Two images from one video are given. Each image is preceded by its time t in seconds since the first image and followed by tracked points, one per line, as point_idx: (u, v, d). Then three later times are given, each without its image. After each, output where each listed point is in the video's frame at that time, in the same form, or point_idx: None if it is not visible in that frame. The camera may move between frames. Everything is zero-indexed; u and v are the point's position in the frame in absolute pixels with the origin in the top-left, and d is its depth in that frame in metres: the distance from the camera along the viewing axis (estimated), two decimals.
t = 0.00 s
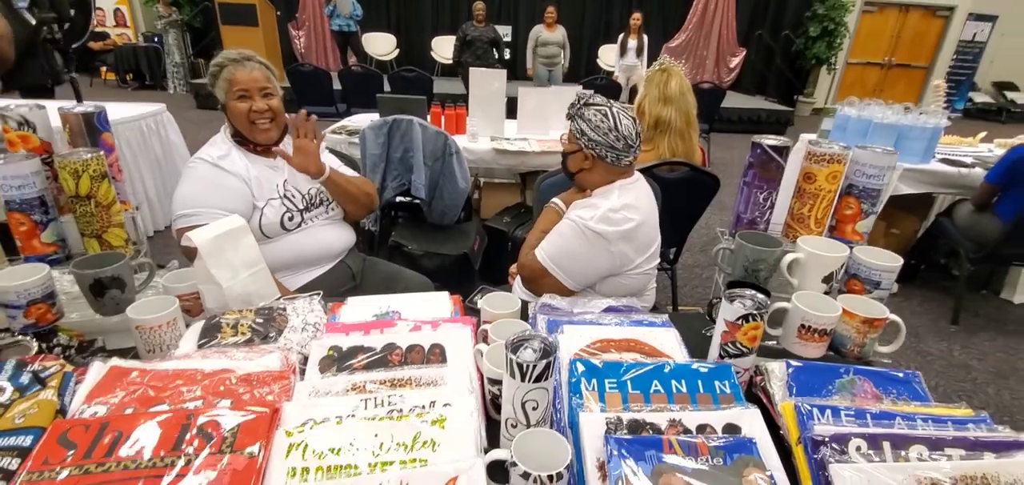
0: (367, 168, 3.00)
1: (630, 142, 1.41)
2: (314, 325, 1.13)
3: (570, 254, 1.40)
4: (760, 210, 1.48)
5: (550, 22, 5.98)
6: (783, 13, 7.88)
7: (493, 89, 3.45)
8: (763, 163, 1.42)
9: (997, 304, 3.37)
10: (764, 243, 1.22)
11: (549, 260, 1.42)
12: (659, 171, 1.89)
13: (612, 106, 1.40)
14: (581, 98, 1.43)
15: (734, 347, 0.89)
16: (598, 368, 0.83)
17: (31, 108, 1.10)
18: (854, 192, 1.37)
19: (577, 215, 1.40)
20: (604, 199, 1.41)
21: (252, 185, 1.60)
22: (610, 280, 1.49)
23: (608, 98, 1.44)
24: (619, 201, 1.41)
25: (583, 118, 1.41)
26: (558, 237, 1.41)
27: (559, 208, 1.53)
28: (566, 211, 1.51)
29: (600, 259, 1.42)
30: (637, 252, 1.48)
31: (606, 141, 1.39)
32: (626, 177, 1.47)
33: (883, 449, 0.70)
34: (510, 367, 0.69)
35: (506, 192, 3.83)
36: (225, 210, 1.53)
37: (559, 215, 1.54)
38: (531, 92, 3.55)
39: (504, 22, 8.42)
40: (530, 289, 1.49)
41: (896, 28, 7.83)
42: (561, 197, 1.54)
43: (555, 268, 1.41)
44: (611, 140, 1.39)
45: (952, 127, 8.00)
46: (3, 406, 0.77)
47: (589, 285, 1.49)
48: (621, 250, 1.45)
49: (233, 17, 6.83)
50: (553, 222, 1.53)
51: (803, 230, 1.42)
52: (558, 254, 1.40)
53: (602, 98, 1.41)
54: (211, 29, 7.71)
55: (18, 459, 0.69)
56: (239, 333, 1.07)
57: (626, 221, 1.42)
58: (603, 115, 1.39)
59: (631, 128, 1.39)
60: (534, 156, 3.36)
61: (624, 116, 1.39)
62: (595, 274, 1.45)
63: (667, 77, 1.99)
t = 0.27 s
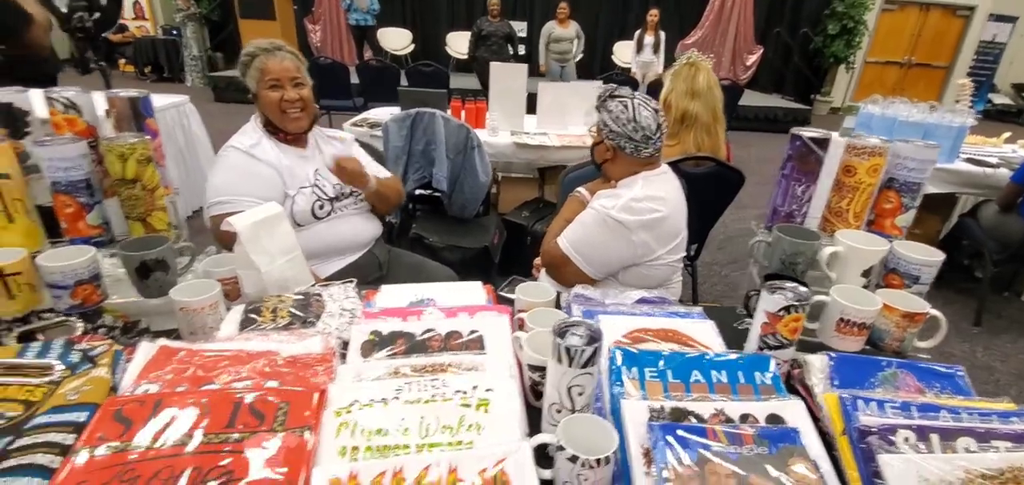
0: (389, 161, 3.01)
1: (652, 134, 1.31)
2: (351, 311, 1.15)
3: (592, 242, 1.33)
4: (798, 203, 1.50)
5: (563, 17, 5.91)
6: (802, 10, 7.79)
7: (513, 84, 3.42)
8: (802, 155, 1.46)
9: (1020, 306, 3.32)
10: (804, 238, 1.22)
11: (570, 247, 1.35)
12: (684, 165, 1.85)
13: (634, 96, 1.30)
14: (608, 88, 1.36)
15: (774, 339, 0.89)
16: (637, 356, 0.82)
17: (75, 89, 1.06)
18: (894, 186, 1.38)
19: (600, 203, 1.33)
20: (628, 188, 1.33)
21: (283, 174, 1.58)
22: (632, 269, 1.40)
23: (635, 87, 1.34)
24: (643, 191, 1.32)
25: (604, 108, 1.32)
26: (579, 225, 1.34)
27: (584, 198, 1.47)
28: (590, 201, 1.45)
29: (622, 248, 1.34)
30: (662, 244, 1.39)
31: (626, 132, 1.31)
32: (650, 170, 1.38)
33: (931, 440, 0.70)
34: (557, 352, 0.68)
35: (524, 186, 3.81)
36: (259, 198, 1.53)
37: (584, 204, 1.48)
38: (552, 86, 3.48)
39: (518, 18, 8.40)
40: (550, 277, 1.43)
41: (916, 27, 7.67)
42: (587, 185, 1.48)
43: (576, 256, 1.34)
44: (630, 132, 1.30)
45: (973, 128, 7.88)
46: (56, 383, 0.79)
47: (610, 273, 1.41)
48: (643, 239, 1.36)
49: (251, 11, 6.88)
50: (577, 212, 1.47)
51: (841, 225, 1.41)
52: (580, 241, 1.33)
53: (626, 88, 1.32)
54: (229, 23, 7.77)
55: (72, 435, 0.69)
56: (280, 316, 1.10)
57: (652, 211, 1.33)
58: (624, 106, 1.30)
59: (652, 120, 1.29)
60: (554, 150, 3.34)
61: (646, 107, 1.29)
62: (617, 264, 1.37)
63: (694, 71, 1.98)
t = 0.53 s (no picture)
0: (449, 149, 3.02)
1: (727, 119, 1.23)
2: (430, 293, 1.17)
3: (663, 230, 1.27)
4: (896, 189, 1.42)
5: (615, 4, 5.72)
6: None
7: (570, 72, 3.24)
8: (904, 137, 1.38)
9: None
10: (901, 224, 1.18)
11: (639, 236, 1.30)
12: (756, 151, 1.78)
13: (709, 79, 1.23)
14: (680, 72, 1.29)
15: (873, 330, 0.87)
16: (725, 345, 0.79)
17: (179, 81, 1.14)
18: (1008, 170, 1.23)
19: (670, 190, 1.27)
20: (700, 173, 1.26)
21: (357, 162, 1.61)
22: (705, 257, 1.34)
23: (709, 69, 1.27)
24: (717, 175, 1.25)
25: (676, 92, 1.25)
26: (648, 212, 1.28)
27: (650, 182, 1.40)
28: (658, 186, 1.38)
29: (695, 236, 1.28)
30: (736, 230, 1.31)
31: (699, 117, 1.23)
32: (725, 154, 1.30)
33: None
34: (650, 335, 0.67)
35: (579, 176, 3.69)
36: (336, 185, 1.56)
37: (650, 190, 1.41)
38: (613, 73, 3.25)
39: (570, 6, 8.27)
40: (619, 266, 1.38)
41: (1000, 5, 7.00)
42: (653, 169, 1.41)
43: (646, 245, 1.29)
44: (704, 117, 1.23)
45: None
46: (173, 352, 0.85)
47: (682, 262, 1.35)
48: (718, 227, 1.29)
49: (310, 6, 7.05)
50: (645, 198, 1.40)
51: (944, 212, 1.28)
52: (650, 230, 1.28)
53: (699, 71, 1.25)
54: (288, 18, 7.98)
55: (193, 399, 0.75)
56: (364, 296, 1.14)
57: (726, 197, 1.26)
58: (697, 90, 1.23)
59: (729, 104, 1.21)
60: (614, 139, 3.16)
61: (721, 91, 1.21)
62: (689, 252, 1.31)
63: (768, 53, 1.91)
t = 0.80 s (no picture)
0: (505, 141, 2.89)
1: (816, 102, 1.19)
2: (505, 282, 1.17)
3: (746, 221, 1.27)
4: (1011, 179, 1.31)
5: None
6: None
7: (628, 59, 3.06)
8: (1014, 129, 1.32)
9: None
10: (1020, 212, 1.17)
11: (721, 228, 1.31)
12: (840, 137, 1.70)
13: (796, 60, 1.19)
14: (761, 54, 1.25)
15: (996, 327, 0.81)
16: (830, 341, 0.77)
17: (268, 75, 1.18)
18: None
19: (754, 179, 1.26)
20: (787, 161, 1.25)
21: (426, 151, 1.62)
22: (793, 249, 1.32)
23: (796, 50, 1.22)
24: (805, 163, 1.23)
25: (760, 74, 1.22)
26: (731, 203, 1.28)
27: (727, 169, 1.36)
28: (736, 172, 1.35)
29: (781, 227, 1.27)
30: (828, 220, 1.29)
31: (785, 100, 1.20)
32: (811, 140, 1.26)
33: None
34: (752, 326, 0.65)
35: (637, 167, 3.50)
36: (409, 174, 1.58)
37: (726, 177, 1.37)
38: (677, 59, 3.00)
39: None
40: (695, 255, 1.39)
41: None
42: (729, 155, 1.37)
43: (728, 236, 1.29)
44: (791, 99, 1.19)
45: None
46: (269, 335, 0.89)
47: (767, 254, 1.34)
48: (806, 217, 1.27)
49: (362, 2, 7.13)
50: (722, 186, 1.37)
51: None
52: (732, 221, 1.28)
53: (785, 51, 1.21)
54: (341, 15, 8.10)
55: (292, 380, 0.78)
56: (442, 285, 1.14)
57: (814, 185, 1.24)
58: (783, 71, 1.19)
59: (817, 85, 1.17)
60: (675, 127, 2.97)
61: (811, 72, 1.17)
62: (774, 243, 1.30)
63: (853, 31, 1.82)
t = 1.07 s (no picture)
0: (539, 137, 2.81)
1: (877, 95, 1.17)
2: (551, 280, 1.16)
3: (801, 218, 1.26)
4: None
5: None
6: None
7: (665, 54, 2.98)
8: None
9: None
10: None
11: (774, 226, 1.29)
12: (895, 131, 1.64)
13: (858, 51, 1.17)
14: (819, 44, 1.22)
15: None
16: (905, 346, 0.76)
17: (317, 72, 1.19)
18: None
19: (810, 175, 1.24)
20: (846, 157, 1.24)
21: (471, 147, 1.63)
22: (847, 248, 1.30)
23: (857, 40, 1.19)
24: (866, 159, 1.22)
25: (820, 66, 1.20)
26: (785, 200, 1.27)
27: (779, 161, 1.37)
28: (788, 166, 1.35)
29: (837, 225, 1.25)
30: (888, 219, 1.27)
31: (845, 93, 1.18)
32: (869, 133, 1.26)
33: None
34: (825, 329, 0.62)
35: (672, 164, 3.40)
36: (453, 170, 1.58)
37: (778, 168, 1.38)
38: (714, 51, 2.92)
39: None
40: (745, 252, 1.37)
41: None
42: (783, 147, 1.37)
43: (781, 234, 1.28)
44: (851, 93, 1.17)
45: None
46: (321, 331, 0.90)
47: (821, 253, 1.32)
48: (863, 215, 1.25)
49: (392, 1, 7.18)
50: (772, 178, 1.37)
51: None
52: (787, 218, 1.27)
53: (846, 42, 1.19)
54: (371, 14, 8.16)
55: (347, 376, 0.79)
56: (487, 283, 1.13)
57: (873, 182, 1.22)
58: (845, 63, 1.17)
59: (880, 77, 1.15)
60: (715, 123, 2.87)
61: (873, 64, 1.15)
62: (829, 242, 1.28)
63: (909, 21, 1.76)
